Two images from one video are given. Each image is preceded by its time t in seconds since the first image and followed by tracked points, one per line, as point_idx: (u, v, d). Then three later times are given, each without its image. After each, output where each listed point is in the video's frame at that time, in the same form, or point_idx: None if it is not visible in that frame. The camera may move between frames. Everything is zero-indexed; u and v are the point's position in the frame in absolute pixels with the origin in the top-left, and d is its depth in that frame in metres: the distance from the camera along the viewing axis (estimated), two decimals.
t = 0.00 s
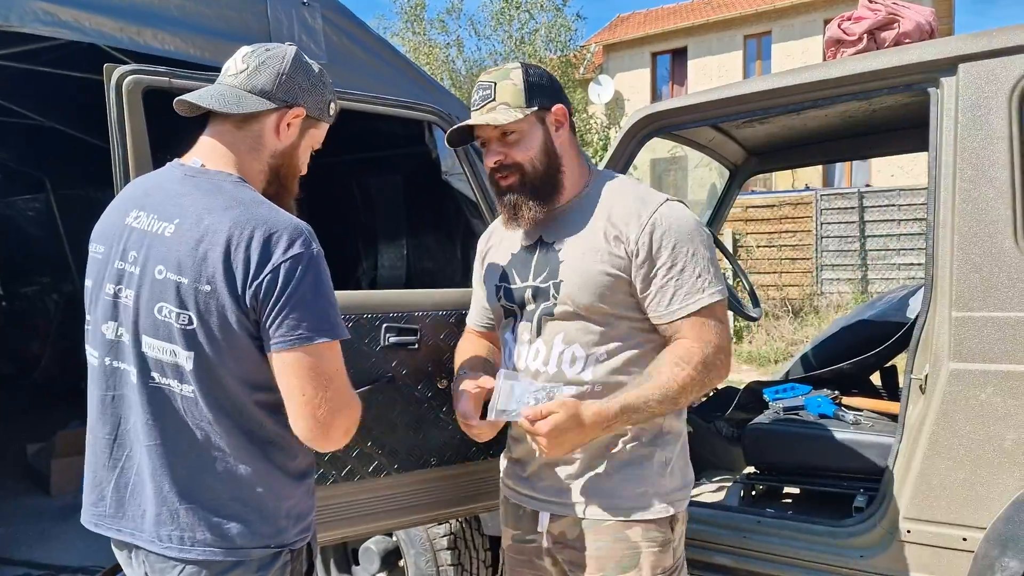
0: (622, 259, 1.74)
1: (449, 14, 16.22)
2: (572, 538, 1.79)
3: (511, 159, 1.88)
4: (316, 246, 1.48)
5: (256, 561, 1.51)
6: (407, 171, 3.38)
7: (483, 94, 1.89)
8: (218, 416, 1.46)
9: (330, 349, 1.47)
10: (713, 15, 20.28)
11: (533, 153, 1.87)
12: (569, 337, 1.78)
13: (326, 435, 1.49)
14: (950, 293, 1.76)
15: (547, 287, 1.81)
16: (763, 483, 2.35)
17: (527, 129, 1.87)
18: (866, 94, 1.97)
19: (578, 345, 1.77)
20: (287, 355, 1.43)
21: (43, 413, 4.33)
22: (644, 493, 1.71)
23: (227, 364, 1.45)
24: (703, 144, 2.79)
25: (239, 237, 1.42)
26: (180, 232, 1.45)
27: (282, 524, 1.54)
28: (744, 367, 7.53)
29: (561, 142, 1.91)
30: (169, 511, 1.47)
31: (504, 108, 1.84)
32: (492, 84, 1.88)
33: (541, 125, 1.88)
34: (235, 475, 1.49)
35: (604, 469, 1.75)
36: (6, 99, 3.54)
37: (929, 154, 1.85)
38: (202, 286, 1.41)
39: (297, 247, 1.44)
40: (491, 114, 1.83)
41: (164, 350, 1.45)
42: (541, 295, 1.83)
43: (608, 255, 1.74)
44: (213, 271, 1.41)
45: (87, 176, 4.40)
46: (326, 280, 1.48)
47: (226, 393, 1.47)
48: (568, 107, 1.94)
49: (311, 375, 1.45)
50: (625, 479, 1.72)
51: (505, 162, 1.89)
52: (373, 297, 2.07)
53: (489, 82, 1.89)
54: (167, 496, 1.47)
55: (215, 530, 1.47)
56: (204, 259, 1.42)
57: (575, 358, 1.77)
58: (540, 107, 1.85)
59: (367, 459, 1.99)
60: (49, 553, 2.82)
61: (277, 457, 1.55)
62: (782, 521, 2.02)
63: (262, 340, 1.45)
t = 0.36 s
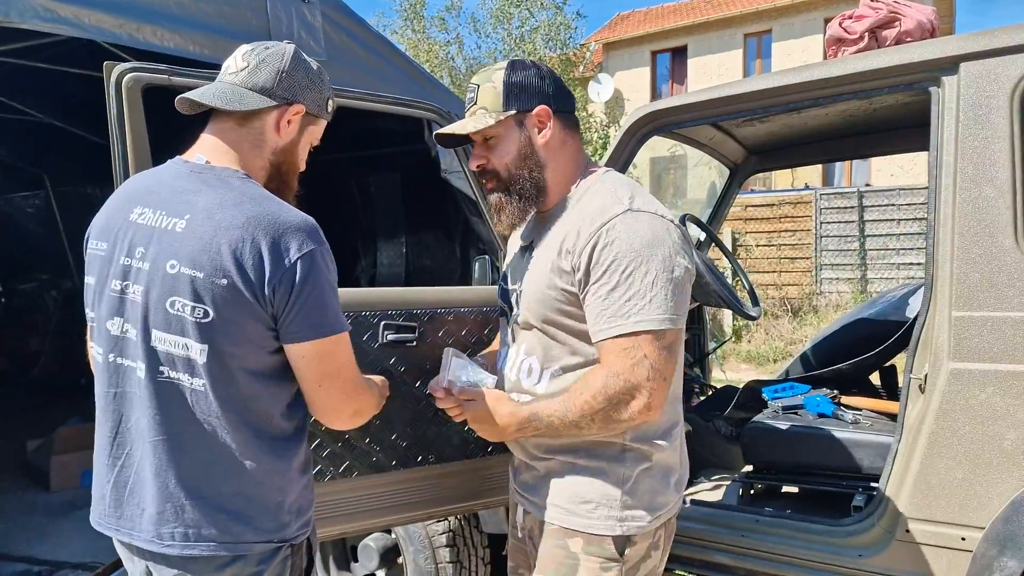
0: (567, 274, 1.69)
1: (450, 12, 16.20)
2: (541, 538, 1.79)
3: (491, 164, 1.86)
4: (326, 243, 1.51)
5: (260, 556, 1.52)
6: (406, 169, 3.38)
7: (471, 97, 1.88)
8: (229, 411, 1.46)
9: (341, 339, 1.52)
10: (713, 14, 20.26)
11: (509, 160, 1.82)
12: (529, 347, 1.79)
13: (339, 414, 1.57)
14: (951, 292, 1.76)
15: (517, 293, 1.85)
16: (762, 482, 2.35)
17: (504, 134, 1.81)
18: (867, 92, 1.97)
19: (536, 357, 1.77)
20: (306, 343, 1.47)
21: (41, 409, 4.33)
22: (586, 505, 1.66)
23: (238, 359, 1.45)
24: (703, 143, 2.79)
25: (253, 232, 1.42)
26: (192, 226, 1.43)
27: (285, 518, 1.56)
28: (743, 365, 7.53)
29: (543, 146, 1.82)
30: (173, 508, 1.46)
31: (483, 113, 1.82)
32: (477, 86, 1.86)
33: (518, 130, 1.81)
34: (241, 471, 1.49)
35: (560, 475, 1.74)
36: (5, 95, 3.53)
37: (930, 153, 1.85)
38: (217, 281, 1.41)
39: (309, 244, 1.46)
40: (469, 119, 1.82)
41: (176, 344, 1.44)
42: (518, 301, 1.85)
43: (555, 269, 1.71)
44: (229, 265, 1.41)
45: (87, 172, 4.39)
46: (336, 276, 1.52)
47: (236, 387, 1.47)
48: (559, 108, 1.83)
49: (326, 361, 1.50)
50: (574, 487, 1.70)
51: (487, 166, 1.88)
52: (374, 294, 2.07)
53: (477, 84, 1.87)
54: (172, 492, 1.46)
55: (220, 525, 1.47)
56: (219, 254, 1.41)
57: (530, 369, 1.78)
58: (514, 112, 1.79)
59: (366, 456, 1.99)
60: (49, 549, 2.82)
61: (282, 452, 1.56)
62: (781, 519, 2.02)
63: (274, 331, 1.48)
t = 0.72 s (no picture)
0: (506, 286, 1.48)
1: (452, 11, 16.21)
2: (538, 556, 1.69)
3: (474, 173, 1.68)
4: (328, 238, 1.51)
5: (265, 551, 1.52)
6: (407, 168, 3.38)
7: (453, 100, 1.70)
8: (234, 406, 1.47)
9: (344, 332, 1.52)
10: (715, 14, 20.26)
11: (481, 169, 1.61)
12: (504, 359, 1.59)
13: (343, 404, 1.57)
14: (953, 292, 1.76)
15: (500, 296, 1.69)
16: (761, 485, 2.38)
17: (472, 141, 1.61)
18: (869, 92, 1.96)
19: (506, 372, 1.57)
20: (310, 335, 1.47)
21: (43, 408, 4.33)
22: (556, 530, 1.50)
23: (243, 353, 1.45)
24: (705, 143, 2.79)
25: (257, 228, 1.43)
26: (196, 222, 1.44)
27: (291, 513, 1.56)
28: (744, 364, 7.52)
29: (511, 148, 1.55)
30: (179, 504, 1.46)
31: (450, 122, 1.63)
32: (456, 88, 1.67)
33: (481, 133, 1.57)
34: (246, 467, 1.49)
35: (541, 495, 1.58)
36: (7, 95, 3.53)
37: (931, 152, 1.85)
38: (222, 276, 1.41)
39: (311, 238, 1.46)
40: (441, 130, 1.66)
41: (181, 340, 1.44)
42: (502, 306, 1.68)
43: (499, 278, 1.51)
44: (233, 260, 1.41)
45: (88, 172, 4.39)
46: (337, 271, 1.52)
47: (241, 382, 1.47)
48: (524, 100, 1.52)
49: (331, 352, 1.50)
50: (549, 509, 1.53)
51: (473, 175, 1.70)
52: (375, 293, 2.07)
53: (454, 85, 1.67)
54: (177, 488, 1.46)
55: (226, 520, 1.47)
56: (224, 249, 1.41)
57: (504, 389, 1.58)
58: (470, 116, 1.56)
59: (366, 455, 1.99)
60: (51, 547, 2.83)
61: (288, 448, 1.56)
62: (784, 519, 2.02)
63: (278, 326, 1.48)
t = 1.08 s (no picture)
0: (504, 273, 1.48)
1: (454, 10, 16.21)
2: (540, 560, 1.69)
3: (496, 157, 1.66)
4: (328, 237, 1.51)
5: (267, 548, 1.52)
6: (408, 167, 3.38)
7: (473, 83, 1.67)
8: (234, 404, 1.47)
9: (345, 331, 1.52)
10: (717, 14, 20.25)
11: (506, 152, 1.60)
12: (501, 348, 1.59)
13: (348, 405, 1.58)
14: (953, 292, 1.76)
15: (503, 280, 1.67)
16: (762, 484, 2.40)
17: (498, 122, 1.60)
18: (870, 92, 1.97)
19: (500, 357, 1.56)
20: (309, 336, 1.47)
21: (43, 405, 4.33)
22: (542, 538, 1.52)
23: (242, 351, 1.46)
24: (706, 143, 2.80)
25: (256, 226, 1.43)
26: (196, 221, 1.44)
27: (292, 512, 1.56)
28: (745, 365, 7.51)
29: (541, 131, 1.55)
30: (180, 500, 1.47)
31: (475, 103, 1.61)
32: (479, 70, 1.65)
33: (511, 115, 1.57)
34: (247, 464, 1.49)
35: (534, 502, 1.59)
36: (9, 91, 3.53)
37: (932, 152, 1.85)
38: (220, 274, 1.42)
39: (310, 237, 1.46)
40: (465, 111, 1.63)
41: (182, 338, 1.45)
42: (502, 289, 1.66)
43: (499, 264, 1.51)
44: (232, 258, 1.42)
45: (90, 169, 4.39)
46: (337, 270, 1.51)
47: (240, 380, 1.47)
48: (560, 82, 1.53)
49: (331, 353, 1.50)
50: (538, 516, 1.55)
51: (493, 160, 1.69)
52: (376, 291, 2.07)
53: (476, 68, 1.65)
54: (178, 484, 1.47)
55: (227, 517, 1.48)
56: (223, 248, 1.42)
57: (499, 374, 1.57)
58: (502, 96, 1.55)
59: (366, 452, 1.99)
60: (51, 544, 2.83)
61: (289, 447, 1.56)
62: (781, 518, 2.03)
63: (278, 325, 1.48)
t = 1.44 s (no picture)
0: (591, 263, 1.53)
1: (456, 10, 16.18)
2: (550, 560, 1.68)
3: (567, 138, 1.68)
4: (316, 228, 1.46)
5: (272, 545, 1.52)
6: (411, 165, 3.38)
7: (543, 61, 1.66)
8: (228, 402, 1.46)
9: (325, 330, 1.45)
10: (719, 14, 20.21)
11: (592, 133, 1.66)
12: (545, 345, 1.62)
13: (313, 416, 1.45)
14: (957, 293, 1.75)
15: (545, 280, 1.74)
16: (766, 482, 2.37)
17: (586, 105, 1.65)
18: (875, 92, 1.96)
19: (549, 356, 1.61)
20: (277, 331, 1.41)
21: (46, 403, 4.32)
22: (588, 530, 1.53)
23: (232, 348, 1.44)
24: (708, 142, 2.79)
25: (241, 220, 1.41)
26: (187, 219, 1.44)
27: (295, 508, 1.55)
28: (747, 365, 7.48)
29: (625, 124, 1.69)
30: (181, 497, 1.47)
31: (567, 79, 1.62)
32: (554, 51, 1.65)
33: (604, 102, 1.66)
34: (245, 461, 1.49)
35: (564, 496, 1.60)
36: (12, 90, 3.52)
37: (937, 151, 1.84)
38: (208, 272, 1.41)
39: (295, 228, 1.43)
40: (552, 84, 1.62)
41: (176, 337, 1.45)
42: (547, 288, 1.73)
43: (580, 257, 1.55)
44: (219, 254, 1.40)
45: (92, 168, 4.39)
46: (325, 262, 1.46)
47: (232, 378, 1.46)
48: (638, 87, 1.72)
49: (303, 352, 1.42)
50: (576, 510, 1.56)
51: (558, 142, 1.70)
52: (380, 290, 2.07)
53: (551, 49, 1.66)
54: (179, 482, 1.47)
55: (229, 513, 1.48)
56: (210, 245, 1.41)
57: (545, 369, 1.61)
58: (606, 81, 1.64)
59: (370, 450, 1.99)
60: (52, 543, 2.82)
61: (287, 443, 1.56)
62: (784, 518, 2.02)
63: (260, 320, 1.43)
